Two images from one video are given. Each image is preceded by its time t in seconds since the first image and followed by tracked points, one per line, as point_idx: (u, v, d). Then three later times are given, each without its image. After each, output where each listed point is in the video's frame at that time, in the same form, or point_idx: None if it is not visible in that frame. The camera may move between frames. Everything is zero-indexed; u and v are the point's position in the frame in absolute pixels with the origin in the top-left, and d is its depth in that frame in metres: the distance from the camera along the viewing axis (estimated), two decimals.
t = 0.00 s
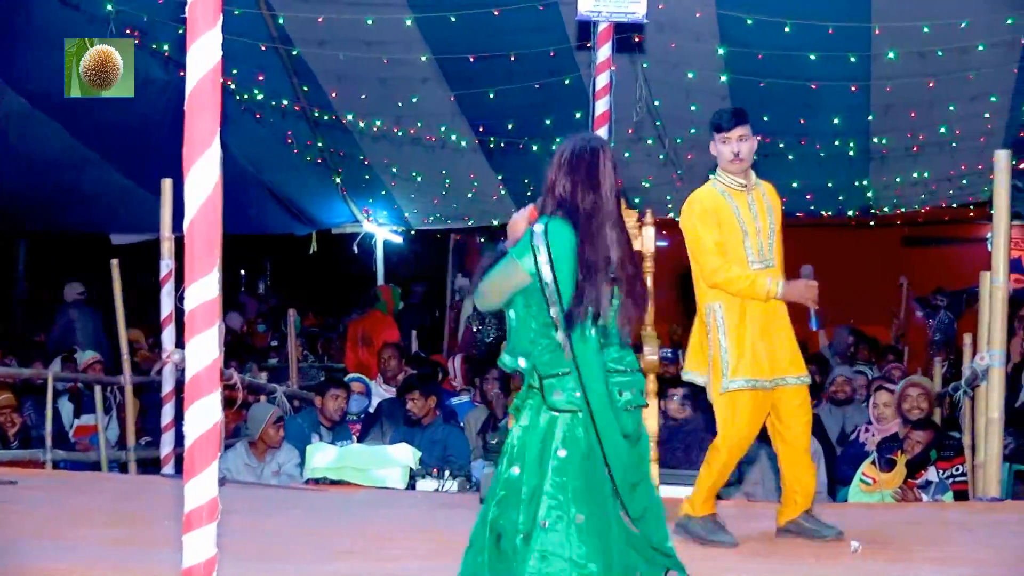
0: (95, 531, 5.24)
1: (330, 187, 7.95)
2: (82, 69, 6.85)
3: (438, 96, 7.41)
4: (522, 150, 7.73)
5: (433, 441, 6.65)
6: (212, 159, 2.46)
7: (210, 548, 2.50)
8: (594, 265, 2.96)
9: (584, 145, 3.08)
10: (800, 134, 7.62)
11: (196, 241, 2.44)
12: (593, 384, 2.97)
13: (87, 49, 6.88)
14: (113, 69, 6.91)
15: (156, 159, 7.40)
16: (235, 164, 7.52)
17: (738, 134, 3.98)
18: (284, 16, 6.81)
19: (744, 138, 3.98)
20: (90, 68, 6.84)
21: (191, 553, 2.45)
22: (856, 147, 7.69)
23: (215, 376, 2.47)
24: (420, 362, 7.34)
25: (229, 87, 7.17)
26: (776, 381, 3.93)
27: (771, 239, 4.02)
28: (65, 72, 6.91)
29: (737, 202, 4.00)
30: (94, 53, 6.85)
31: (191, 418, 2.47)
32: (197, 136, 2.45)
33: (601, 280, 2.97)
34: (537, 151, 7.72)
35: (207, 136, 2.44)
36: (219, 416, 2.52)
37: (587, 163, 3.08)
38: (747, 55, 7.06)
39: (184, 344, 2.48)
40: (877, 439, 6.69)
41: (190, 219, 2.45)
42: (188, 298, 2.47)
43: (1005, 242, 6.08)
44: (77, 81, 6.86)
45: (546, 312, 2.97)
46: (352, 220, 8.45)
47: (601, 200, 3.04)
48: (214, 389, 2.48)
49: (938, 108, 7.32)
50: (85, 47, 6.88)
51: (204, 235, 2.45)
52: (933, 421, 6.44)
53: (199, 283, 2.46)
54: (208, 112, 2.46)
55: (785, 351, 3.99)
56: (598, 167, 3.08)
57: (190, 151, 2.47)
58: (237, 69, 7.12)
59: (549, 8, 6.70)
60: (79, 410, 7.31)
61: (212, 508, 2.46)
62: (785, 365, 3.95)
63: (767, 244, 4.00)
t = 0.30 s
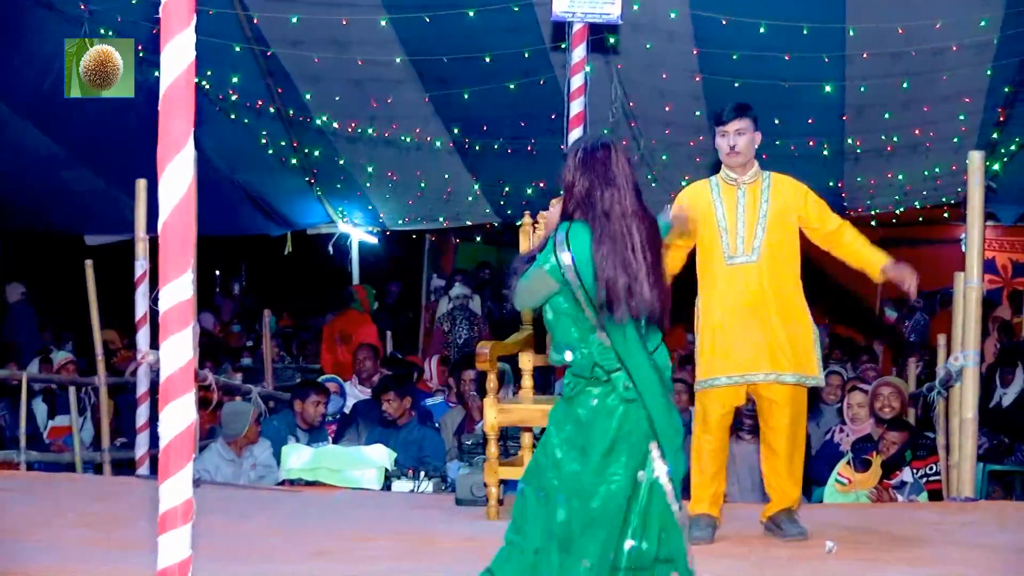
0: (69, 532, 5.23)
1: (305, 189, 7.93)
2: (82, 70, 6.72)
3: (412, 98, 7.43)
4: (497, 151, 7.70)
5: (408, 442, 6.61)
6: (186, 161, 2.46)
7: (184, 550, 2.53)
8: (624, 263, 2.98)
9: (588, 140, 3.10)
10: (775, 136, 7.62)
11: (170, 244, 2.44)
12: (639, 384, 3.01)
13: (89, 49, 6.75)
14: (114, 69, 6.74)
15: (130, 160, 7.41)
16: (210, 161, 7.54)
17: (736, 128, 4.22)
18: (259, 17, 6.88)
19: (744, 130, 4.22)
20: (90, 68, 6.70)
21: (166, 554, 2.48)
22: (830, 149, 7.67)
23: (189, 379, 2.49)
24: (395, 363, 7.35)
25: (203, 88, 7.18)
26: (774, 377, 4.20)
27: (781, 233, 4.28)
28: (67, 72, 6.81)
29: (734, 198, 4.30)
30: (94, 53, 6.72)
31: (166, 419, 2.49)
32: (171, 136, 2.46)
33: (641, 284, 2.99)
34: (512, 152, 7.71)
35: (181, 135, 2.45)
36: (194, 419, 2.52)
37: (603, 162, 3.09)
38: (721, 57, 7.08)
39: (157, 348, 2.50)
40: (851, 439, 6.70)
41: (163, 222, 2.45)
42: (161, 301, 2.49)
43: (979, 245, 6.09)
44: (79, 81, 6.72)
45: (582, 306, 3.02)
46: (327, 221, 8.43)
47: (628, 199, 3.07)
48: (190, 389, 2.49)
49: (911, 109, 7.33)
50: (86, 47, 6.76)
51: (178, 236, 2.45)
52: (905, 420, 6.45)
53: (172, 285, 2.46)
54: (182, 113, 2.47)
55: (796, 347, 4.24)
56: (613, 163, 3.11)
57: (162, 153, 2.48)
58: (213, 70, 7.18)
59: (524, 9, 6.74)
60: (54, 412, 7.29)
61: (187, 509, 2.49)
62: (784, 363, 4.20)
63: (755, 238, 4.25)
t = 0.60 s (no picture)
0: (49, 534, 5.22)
1: (285, 192, 7.93)
2: (83, 70, 6.89)
3: (393, 98, 7.43)
4: (477, 150, 7.71)
5: (389, 442, 6.64)
6: (165, 161, 2.59)
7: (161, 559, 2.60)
8: (617, 228, 3.03)
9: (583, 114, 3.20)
10: (755, 137, 7.64)
11: (150, 242, 2.57)
12: (632, 355, 3.02)
13: (89, 49, 6.94)
14: (114, 69, 6.94)
15: (110, 159, 7.43)
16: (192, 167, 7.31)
17: (718, 127, 4.14)
18: (239, 17, 6.87)
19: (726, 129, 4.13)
20: (91, 68, 6.89)
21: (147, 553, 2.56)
22: (810, 152, 7.72)
23: (168, 378, 2.59)
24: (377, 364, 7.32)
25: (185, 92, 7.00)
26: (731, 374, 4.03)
27: (746, 218, 4.12)
28: (66, 72, 6.93)
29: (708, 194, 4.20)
30: (95, 53, 6.92)
31: (147, 420, 2.58)
32: (151, 137, 2.59)
33: (633, 246, 3.03)
34: (492, 152, 7.72)
35: (161, 134, 2.58)
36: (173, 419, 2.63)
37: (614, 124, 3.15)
38: (702, 58, 7.09)
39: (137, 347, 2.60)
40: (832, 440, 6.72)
41: (143, 221, 2.57)
42: (140, 303, 2.60)
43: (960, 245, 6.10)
44: (79, 81, 6.88)
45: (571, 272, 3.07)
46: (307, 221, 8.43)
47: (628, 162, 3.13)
48: (168, 388, 2.60)
49: (891, 110, 7.34)
50: (86, 47, 6.94)
51: (158, 236, 2.58)
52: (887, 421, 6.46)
53: (152, 284, 2.59)
54: (162, 114, 2.60)
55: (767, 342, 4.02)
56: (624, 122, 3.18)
57: (142, 154, 2.60)
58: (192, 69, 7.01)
59: (505, 10, 6.76)
60: (33, 413, 7.27)
61: (166, 510, 2.59)
62: (741, 362, 4.00)
63: (714, 234, 4.12)
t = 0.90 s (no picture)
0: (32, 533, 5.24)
1: (271, 190, 7.90)
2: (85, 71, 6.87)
3: (378, 98, 7.43)
4: (463, 151, 7.73)
5: (375, 442, 6.65)
6: (150, 163, 2.75)
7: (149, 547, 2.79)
8: (577, 246, 3.25)
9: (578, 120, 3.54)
10: (741, 137, 7.64)
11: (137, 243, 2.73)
12: (590, 391, 3.23)
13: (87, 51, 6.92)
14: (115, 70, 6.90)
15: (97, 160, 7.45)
16: (177, 164, 7.44)
17: (696, 128, 4.06)
18: (225, 19, 6.87)
19: (704, 132, 4.06)
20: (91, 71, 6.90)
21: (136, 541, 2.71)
22: (797, 151, 7.73)
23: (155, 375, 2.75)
24: (363, 367, 7.28)
25: (169, 89, 7.13)
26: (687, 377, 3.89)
27: (717, 222, 4.06)
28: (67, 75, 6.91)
29: (675, 196, 4.18)
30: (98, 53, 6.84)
31: (137, 416, 2.75)
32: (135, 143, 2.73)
33: (586, 259, 3.23)
34: (479, 152, 7.74)
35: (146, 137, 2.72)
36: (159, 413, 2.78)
37: (603, 146, 3.38)
38: (688, 58, 7.11)
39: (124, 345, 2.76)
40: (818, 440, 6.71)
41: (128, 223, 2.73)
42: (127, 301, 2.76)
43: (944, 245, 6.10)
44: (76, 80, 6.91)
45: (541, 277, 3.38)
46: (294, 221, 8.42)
47: (609, 185, 3.34)
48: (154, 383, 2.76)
49: (877, 111, 7.36)
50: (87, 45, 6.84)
51: (143, 237, 2.75)
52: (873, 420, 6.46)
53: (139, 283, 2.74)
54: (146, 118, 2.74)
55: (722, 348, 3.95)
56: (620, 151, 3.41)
57: (127, 157, 2.75)
58: (178, 70, 7.12)
59: (490, 11, 6.76)
60: (20, 413, 7.29)
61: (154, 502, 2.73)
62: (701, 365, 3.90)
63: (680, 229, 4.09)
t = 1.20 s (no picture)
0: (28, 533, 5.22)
1: (268, 191, 7.94)
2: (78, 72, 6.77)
3: (376, 96, 7.42)
4: (461, 149, 7.74)
5: (374, 440, 6.67)
6: (148, 160, 2.63)
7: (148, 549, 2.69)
8: (565, 241, 3.22)
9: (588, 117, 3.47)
10: (738, 134, 7.64)
11: (133, 243, 2.62)
12: (555, 374, 3.23)
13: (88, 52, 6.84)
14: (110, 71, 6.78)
15: (99, 159, 7.46)
16: (176, 162, 7.44)
17: (690, 120, 3.87)
18: (222, 16, 6.86)
19: (698, 124, 3.86)
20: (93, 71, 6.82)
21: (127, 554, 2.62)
22: (795, 147, 7.72)
23: (151, 379, 2.65)
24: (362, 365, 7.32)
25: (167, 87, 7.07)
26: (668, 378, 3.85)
27: (707, 217, 3.88)
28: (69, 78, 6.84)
29: (672, 187, 4.02)
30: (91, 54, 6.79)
31: (133, 418, 2.65)
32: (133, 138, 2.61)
33: (571, 254, 3.19)
34: (477, 151, 7.75)
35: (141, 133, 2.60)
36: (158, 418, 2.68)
37: (614, 140, 3.31)
38: (686, 56, 7.11)
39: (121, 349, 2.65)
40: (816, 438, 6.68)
41: (126, 223, 2.61)
42: (125, 302, 2.65)
43: (943, 244, 6.10)
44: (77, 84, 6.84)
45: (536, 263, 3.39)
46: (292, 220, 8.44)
47: (614, 180, 3.28)
48: (152, 389, 2.66)
49: (875, 109, 7.36)
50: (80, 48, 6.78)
51: (141, 235, 2.62)
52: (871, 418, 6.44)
53: (136, 284, 2.63)
54: (145, 112, 2.63)
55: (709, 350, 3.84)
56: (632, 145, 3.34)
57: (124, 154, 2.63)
58: (175, 69, 7.06)
59: (488, 8, 6.76)
60: (18, 411, 7.29)
61: (150, 510, 2.64)
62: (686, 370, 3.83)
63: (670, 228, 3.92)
